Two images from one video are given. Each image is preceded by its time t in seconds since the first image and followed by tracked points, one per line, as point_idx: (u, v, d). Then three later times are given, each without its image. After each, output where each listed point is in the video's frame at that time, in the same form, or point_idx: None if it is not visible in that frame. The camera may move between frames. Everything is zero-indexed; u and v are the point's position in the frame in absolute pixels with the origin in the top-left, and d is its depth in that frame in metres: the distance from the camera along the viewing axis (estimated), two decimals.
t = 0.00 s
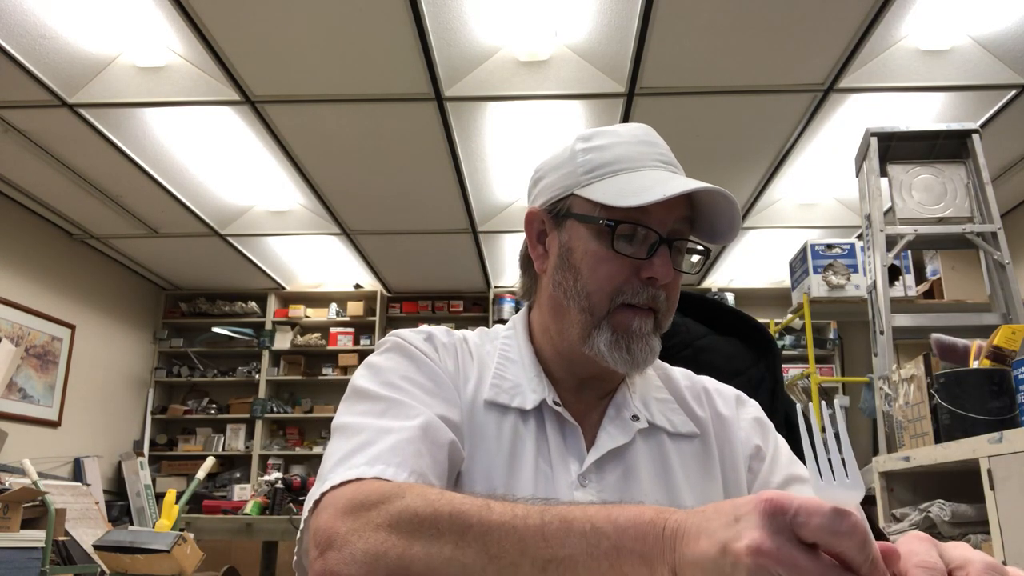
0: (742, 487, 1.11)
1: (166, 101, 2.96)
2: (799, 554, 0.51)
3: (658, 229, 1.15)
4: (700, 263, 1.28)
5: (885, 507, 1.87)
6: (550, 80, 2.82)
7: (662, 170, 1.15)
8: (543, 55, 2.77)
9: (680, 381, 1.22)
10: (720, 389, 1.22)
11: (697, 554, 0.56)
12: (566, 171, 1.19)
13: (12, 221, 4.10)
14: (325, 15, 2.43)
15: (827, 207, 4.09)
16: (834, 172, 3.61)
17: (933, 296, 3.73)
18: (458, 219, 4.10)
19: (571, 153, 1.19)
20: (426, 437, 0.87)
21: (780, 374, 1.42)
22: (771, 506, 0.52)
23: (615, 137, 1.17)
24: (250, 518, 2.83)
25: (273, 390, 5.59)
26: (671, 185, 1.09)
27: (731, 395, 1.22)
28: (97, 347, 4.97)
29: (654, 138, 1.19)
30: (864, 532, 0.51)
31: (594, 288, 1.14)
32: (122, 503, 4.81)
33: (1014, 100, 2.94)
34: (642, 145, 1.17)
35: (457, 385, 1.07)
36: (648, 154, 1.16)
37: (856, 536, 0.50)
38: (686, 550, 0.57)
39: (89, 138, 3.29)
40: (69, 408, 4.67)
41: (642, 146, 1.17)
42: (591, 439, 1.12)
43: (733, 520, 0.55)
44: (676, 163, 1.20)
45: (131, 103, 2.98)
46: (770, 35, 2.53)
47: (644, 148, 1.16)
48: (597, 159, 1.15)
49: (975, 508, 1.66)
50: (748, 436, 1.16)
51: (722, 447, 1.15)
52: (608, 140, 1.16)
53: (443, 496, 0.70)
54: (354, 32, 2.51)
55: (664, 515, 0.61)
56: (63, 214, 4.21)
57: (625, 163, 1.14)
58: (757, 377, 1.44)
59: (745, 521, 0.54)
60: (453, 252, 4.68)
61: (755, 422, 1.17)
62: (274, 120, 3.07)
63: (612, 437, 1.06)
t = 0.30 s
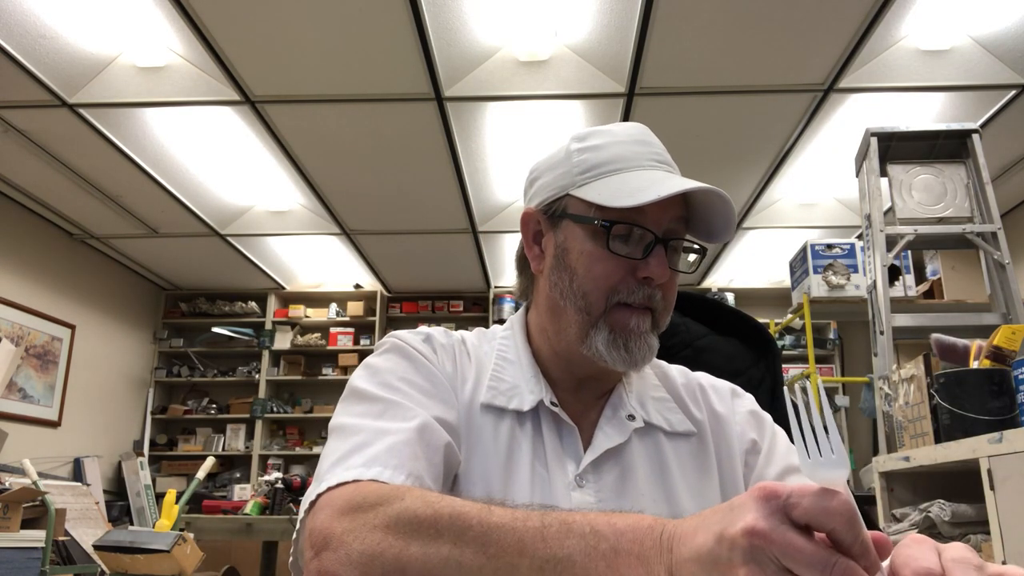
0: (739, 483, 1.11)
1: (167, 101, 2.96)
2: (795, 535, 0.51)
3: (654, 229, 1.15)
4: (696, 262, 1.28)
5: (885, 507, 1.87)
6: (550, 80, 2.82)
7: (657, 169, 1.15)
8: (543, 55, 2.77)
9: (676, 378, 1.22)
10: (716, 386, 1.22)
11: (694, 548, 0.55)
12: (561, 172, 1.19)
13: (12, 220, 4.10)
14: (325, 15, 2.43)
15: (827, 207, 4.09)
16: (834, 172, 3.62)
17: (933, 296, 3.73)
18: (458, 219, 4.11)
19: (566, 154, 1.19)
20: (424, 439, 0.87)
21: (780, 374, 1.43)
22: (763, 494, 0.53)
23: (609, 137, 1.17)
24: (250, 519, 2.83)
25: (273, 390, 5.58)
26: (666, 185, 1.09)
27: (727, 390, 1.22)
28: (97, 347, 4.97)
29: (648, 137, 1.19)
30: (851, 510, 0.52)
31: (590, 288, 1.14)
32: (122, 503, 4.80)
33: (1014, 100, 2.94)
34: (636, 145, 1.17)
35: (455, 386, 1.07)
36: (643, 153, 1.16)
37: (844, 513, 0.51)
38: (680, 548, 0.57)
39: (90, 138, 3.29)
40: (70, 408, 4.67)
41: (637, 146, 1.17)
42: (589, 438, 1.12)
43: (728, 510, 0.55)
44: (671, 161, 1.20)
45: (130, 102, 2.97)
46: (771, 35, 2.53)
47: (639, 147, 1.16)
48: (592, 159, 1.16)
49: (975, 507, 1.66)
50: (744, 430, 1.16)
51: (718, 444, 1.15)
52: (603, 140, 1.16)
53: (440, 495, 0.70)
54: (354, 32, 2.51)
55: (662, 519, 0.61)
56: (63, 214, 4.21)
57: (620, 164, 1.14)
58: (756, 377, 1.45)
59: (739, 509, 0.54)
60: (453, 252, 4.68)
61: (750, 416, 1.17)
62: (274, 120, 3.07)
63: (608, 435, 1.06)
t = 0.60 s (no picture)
0: (738, 480, 1.11)
1: (167, 101, 2.96)
2: (787, 510, 0.52)
3: (652, 229, 1.15)
4: (694, 262, 1.29)
5: (885, 507, 1.87)
6: (550, 80, 2.82)
7: (655, 169, 1.15)
8: (543, 55, 2.77)
9: (675, 377, 1.22)
10: (714, 384, 1.22)
11: (695, 537, 0.56)
12: (559, 173, 1.19)
13: (12, 220, 4.10)
14: (325, 15, 2.43)
15: (827, 207, 4.09)
16: (834, 173, 3.62)
17: (933, 296, 3.73)
18: (458, 219, 4.11)
19: (563, 155, 1.19)
20: (423, 442, 0.87)
21: (780, 374, 1.43)
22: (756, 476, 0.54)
23: (607, 137, 1.17)
24: (250, 519, 2.83)
25: (273, 390, 5.58)
26: (663, 185, 1.09)
27: (725, 388, 1.23)
28: (97, 347, 4.97)
29: (646, 137, 1.19)
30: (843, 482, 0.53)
31: (588, 289, 1.14)
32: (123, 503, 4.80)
33: (1014, 100, 2.94)
34: (634, 145, 1.16)
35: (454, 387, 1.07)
36: (642, 153, 1.15)
37: (837, 487, 0.53)
38: (684, 541, 0.57)
39: (90, 138, 3.29)
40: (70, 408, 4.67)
41: (635, 146, 1.17)
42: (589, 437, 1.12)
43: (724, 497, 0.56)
44: (669, 161, 1.20)
45: (130, 102, 2.97)
46: (771, 35, 2.53)
47: (636, 147, 1.16)
48: (590, 159, 1.15)
49: (975, 508, 1.66)
50: (743, 429, 1.16)
51: (717, 441, 1.15)
52: (601, 140, 1.16)
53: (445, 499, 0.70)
54: (354, 32, 2.51)
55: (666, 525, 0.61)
56: (63, 214, 4.21)
57: (619, 164, 1.14)
58: (756, 376, 1.45)
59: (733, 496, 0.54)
60: (453, 253, 4.68)
61: (749, 414, 1.18)
62: (274, 120, 3.07)
63: (608, 436, 1.06)
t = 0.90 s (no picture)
0: (740, 480, 1.12)
1: (167, 101, 2.96)
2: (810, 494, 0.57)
3: (669, 234, 1.15)
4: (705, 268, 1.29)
5: (885, 507, 1.87)
6: (550, 80, 2.81)
7: (676, 175, 1.15)
8: (543, 55, 2.77)
9: (678, 378, 1.22)
10: (718, 385, 1.22)
11: (712, 519, 0.59)
12: (579, 172, 1.19)
13: (11, 220, 4.09)
14: (325, 15, 2.43)
15: (827, 207, 4.09)
16: (834, 172, 3.62)
17: (933, 296, 3.73)
18: (458, 219, 4.11)
19: (584, 154, 1.19)
20: (430, 443, 0.87)
21: (780, 374, 1.42)
22: (779, 466, 0.59)
23: (629, 141, 1.17)
24: (250, 518, 2.83)
25: (273, 390, 5.58)
26: (685, 192, 1.10)
27: (728, 389, 1.22)
28: (97, 346, 4.96)
29: (666, 142, 1.19)
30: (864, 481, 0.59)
31: (603, 290, 1.14)
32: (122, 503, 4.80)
33: (1014, 100, 2.94)
34: (655, 150, 1.17)
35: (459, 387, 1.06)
36: (663, 159, 1.16)
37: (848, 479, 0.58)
38: (696, 529, 0.60)
39: (90, 139, 3.29)
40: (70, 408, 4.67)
41: (656, 150, 1.17)
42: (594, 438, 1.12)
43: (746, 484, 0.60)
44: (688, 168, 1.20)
45: (130, 103, 2.97)
46: (771, 35, 2.53)
47: (657, 152, 1.16)
48: (611, 161, 1.15)
49: (975, 508, 1.66)
50: (747, 430, 1.16)
51: (720, 441, 1.15)
52: (624, 143, 1.16)
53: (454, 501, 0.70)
54: (354, 32, 2.51)
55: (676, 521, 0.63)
56: (63, 214, 4.21)
57: (641, 168, 1.14)
58: (756, 376, 1.44)
59: (757, 482, 0.59)
60: (453, 253, 4.68)
61: (753, 416, 1.18)
62: (274, 120, 3.07)
63: (613, 437, 1.06)
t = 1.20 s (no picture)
0: (744, 482, 1.12)
1: (167, 101, 2.96)
2: (807, 533, 0.51)
3: (680, 237, 1.15)
4: (713, 272, 1.28)
5: (885, 507, 1.87)
6: (550, 80, 2.81)
7: (688, 180, 1.16)
8: (543, 55, 2.77)
9: (684, 379, 1.22)
10: (723, 386, 1.22)
11: (707, 542, 0.55)
12: (592, 173, 1.19)
13: (11, 220, 4.09)
14: (324, 15, 2.43)
15: (827, 207, 4.09)
16: (834, 172, 3.61)
17: (933, 296, 3.73)
18: (458, 219, 4.11)
19: (597, 154, 1.19)
20: (439, 434, 0.87)
21: (780, 374, 1.42)
22: (782, 488, 0.53)
23: (643, 144, 1.17)
24: (250, 518, 2.83)
25: (273, 390, 5.58)
26: (697, 195, 1.09)
27: (734, 391, 1.23)
28: (97, 347, 4.96)
29: (680, 147, 1.19)
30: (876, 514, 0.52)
31: (612, 290, 1.14)
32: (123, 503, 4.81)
33: (1014, 100, 2.94)
34: (668, 154, 1.17)
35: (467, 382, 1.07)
36: (675, 162, 1.16)
37: (863, 513, 0.51)
38: (695, 541, 0.56)
39: (90, 138, 3.29)
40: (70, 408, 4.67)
41: (670, 154, 1.17)
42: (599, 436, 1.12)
43: (743, 506, 0.55)
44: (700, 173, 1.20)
45: (130, 102, 2.97)
46: (771, 35, 2.53)
47: (670, 156, 1.16)
48: (624, 163, 1.16)
49: (975, 508, 1.66)
50: (751, 431, 1.17)
51: (725, 442, 1.15)
52: (636, 146, 1.16)
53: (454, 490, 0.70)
54: (354, 32, 2.51)
55: (674, 509, 0.61)
56: (64, 215, 4.21)
57: (653, 171, 1.15)
58: (756, 377, 1.45)
59: (755, 507, 0.53)
60: (453, 253, 4.68)
61: (758, 418, 1.19)
62: (274, 120, 3.07)
63: (619, 436, 1.06)
